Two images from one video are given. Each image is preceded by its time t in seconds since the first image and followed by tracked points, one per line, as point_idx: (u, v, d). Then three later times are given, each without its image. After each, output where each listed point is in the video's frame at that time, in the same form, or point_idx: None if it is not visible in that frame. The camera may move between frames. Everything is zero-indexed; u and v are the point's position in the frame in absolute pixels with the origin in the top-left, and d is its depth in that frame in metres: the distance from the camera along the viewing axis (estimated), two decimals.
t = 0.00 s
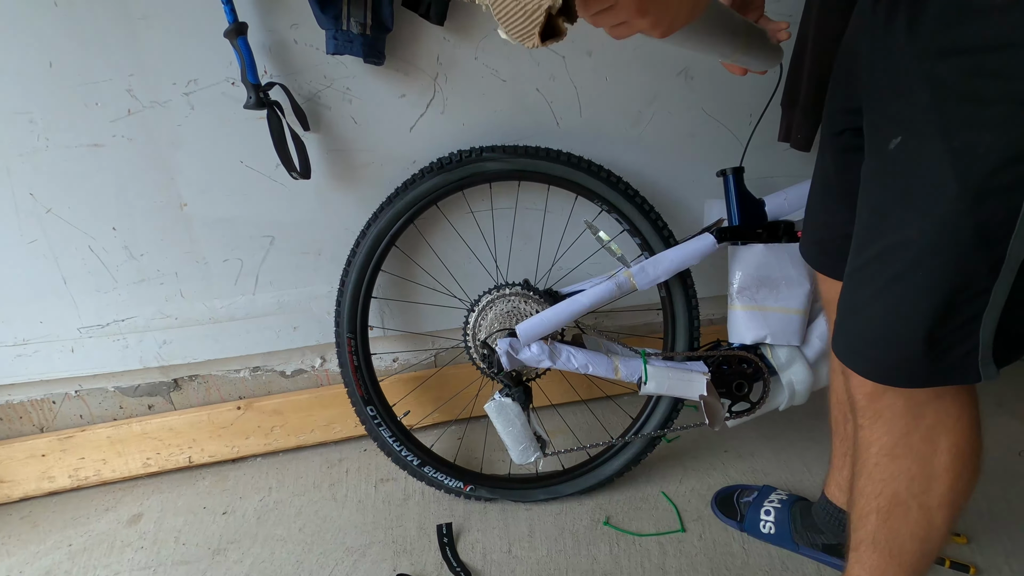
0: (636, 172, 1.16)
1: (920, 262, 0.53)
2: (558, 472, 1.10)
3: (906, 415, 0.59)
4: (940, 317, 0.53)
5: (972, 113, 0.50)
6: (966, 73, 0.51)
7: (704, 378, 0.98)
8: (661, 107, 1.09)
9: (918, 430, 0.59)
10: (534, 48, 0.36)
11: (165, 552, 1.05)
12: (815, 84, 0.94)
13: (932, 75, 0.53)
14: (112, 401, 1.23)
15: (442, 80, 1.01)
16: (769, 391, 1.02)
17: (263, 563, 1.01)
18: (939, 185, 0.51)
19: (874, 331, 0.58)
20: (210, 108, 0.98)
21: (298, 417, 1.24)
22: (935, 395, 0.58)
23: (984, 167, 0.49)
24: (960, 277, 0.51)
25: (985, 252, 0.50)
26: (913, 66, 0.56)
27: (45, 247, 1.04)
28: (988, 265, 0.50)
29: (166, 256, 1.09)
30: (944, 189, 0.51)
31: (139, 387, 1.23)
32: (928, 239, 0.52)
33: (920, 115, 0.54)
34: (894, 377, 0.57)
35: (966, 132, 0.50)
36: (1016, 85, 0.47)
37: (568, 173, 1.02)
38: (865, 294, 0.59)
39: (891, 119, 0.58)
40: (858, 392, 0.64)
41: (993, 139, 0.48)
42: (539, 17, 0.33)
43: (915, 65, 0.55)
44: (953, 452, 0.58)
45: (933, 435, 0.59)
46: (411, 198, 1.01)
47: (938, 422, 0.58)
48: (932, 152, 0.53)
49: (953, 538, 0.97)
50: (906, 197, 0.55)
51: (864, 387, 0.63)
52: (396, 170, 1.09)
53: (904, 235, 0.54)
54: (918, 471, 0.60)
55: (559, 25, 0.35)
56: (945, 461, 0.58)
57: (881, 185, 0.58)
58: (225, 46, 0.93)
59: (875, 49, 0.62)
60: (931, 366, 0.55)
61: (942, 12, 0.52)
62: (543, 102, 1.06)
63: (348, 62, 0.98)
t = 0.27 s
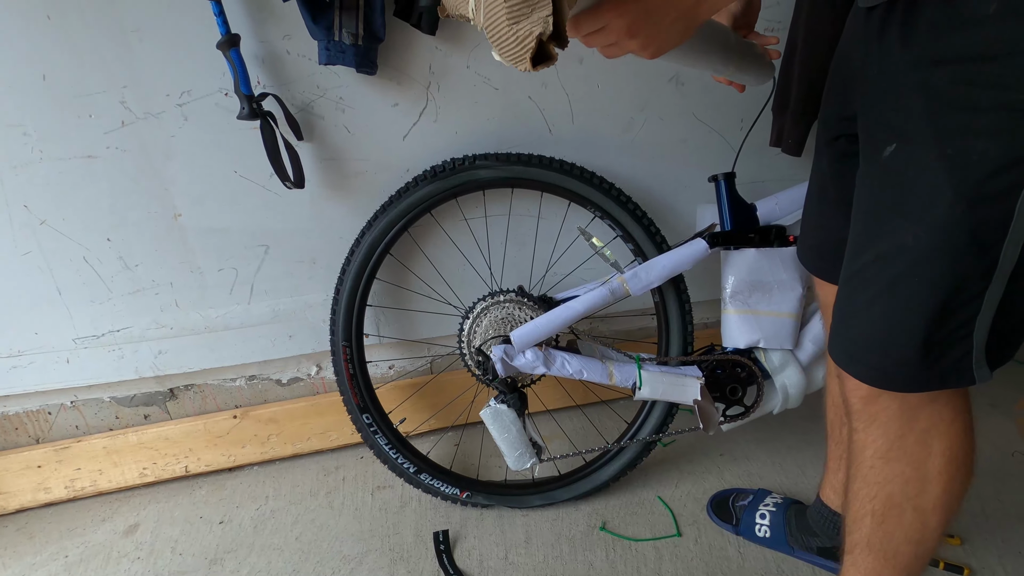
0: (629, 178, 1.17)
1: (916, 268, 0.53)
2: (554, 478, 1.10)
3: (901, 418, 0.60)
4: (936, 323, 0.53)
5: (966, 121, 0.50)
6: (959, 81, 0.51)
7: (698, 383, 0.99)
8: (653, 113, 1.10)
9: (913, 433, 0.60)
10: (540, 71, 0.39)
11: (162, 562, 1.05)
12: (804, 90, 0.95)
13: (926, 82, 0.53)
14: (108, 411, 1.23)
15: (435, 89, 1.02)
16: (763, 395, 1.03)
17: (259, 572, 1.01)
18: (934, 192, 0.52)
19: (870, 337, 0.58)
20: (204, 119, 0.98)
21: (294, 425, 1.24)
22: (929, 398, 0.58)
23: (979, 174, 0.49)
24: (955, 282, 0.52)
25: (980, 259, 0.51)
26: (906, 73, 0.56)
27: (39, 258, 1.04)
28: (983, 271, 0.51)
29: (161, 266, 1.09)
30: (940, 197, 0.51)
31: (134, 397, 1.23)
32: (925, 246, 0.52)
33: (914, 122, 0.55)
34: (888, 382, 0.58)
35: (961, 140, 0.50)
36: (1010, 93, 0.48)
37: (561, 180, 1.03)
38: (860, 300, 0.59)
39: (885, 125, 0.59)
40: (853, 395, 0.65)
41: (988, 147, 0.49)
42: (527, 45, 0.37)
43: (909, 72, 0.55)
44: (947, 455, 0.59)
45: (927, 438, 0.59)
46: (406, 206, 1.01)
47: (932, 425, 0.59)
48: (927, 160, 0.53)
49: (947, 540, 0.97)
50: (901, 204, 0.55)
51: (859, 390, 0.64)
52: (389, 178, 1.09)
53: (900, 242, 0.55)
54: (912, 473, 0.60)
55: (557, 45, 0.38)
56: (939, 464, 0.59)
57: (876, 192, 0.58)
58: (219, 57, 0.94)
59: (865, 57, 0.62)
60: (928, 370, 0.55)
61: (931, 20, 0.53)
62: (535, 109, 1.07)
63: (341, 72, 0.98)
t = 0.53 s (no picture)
0: (624, 182, 1.18)
1: (913, 272, 0.54)
2: (551, 482, 1.10)
3: (897, 418, 0.60)
4: (933, 325, 0.54)
5: (965, 126, 0.51)
6: (954, 87, 0.51)
7: (694, 386, 0.99)
8: (648, 118, 1.11)
9: (908, 433, 0.60)
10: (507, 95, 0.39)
11: (160, 568, 1.05)
12: (797, 94, 0.96)
13: (922, 88, 0.54)
14: (106, 417, 1.23)
15: (430, 95, 1.03)
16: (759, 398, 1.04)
17: None
18: (931, 197, 0.52)
19: (867, 340, 0.59)
20: (201, 126, 0.99)
21: (292, 430, 1.25)
22: (925, 398, 0.59)
23: (977, 178, 0.50)
24: (952, 286, 0.52)
25: (975, 262, 0.51)
26: (901, 78, 0.56)
27: (37, 265, 1.05)
28: (979, 274, 0.52)
29: (158, 273, 1.10)
30: (937, 201, 0.52)
31: (133, 403, 1.23)
32: (922, 250, 0.53)
33: (910, 126, 0.55)
34: (882, 385, 0.58)
35: (960, 145, 0.51)
36: (1005, 100, 0.48)
37: (557, 185, 1.03)
38: (856, 303, 0.59)
39: (880, 130, 0.59)
40: (848, 396, 0.65)
41: (984, 152, 0.49)
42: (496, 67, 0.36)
43: (904, 77, 0.55)
44: (942, 454, 0.59)
45: (923, 438, 0.60)
46: (404, 210, 1.01)
47: (927, 426, 0.59)
48: (924, 164, 0.53)
49: (942, 540, 0.98)
50: (898, 208, 0.55)
51: (855, 393, 0.64)
52: (385, 184, 1.10)
53: (897, 246, 0.55)
54: (908, 473, 0.60)
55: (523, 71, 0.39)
56: (935, 464, 0.59)
57: (873, 196, 0.58)
58: (216, 64, 0.94)
59: (859, 62, 0.63)
60: (925, 372, 0.56)
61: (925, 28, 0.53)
62: (530, 115, 1.08)
63: (337, 78, 0.99)
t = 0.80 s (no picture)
0: (620, 183, 1.18)
1: (904, 272, 0.54)
2: (547, 483, 1.10)
3: (891, 415, 0.60)
4: (924, 324, 0.54)
5: (957, 126, 0.51)
6: (947, 87, 0.51)
7: (689, 388, 0.99)
8: (643, 119, 1.11)
9: (902, 430, 0.60)
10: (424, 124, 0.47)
11: (156, 570, 1.05)
12: (792, 95, 0.96)
13: (916, 87, 0.54)
14: (103, 420, 1.23)
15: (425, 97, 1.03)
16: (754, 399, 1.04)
17: None
18: (924, 196, 0.52)
19: (860, 338, 0.59)
20: (196, 130, 0.99)
21: (288, 432, 1.25)
22: (918, 395, 0.59)
23: (969, 178, 0.50)
24: (943, 284, 0.52)
25: (967, 260, 0.51)
26: (897, 79, 0.56)
27: (33, 268, 1.05)
28: (970, 272, 0.52)
29: (154, 276, 1.10)
30: (930, 200, 0.52)
31: (129, 405, 1.23)
32: (914, 249, 0.53)
33: (904, 126, 0.55)
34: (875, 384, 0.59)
35: (952, 144, 0.51)
36: (997, 100, 0.48)
37: (552, 187, 1.03)
38: (849, 302, 0.59)
39: (874, 129, 0.59)
40: (843, 393, 0.65)
41: (976, 151, 0.49)
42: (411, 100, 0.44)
43: (899, 77, 0.56)
44: (935, 452, 0.59)
45: (916, 435, 0.60)
46: (399, 211, 1.01)
47: (921, 423, 0.59)
48: (917, 164, 0.53)
49: (938, 541, 0.98)
50: (892, 207, 0.55)
51: (848, 393, 0.64)
52: (381, 186, 1.10)
53: (890, 245, 0.55)
54: (902, 471, 0.60)
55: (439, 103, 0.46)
56: (927, 461, 0.59)
57: (868, 195, 0.59)
58: (211, 67, 0.94)
59: (856, 62, 0.63)
60: (916, 371, 0.56)
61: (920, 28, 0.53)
62: (526, 116, 1.08)
63: (332, 81, 0.99)
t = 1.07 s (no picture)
0: (620, 186, 1.18)
1: (904, 274, 0.54)
2: (546, 486, 1.10)
3: (891, 415, 0.60)
4: (928, 323, 0.54)
5: (958, 126, 0.51)
6: (948, 89, 0.52)
7: (689, 390, 0.99)
8: (642, 122, 1.11)
9: (903, 429, 0.60)
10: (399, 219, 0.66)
11: (155, 572, 1.05)
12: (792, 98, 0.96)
13: (917, 89, 0.54)
14: (103, 422, 1.23)
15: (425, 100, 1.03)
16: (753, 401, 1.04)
17: None
18: (926, 195, 0.52)
19: (862, 339, 0.58)
20: (196, 132, 0.99)
21: (288, 434, 1.25)
22: (918, 395, 0.58)
23: (969, 177, 0.50)
24: (947, 283, 0.52)
25: (970, 259, 0.51)
26: (897, 81, 0.56)
27: (33, 270, 1.05)
28: (973, 271, 0.52)
29: (154, 278, 1.10)
30: (931, 199, 0.52)
31: (129, 407, 1.23)
32: (917, 247, 0.53)
33: (904, 127, 0.55)
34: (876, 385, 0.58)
35: (953, 144, 0.51)
36: (998, 100, 0.49)
37: (551, 189, 1.03)
38: (849, 303, 0.59)
39: (873, 130, 0.59)
40: (843, 393, 0.64)
41: (977, 151, 0.49)
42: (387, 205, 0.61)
43: (900, 79, 0.56)
44: (935, 451, 0.59)
45: (917, 435, 0.59)
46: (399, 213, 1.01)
47: (921, 422, 0.59)
48: (917, 164, 0.53)
49: (937, 544, 0.97)
50: (894, 206, 0.55)
51: (848, 394, 0.64)
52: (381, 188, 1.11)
53: (891, 244, 0.55)
54: (903, 470, 0.60)
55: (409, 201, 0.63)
56: (927, 460, 0.59)
57: (868, 196, 0.59)
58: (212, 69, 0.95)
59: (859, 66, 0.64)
60: (921, 370, 0.55)
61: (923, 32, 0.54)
62: (525, 119, 1.08)
63: (332, 84, 0.99)
